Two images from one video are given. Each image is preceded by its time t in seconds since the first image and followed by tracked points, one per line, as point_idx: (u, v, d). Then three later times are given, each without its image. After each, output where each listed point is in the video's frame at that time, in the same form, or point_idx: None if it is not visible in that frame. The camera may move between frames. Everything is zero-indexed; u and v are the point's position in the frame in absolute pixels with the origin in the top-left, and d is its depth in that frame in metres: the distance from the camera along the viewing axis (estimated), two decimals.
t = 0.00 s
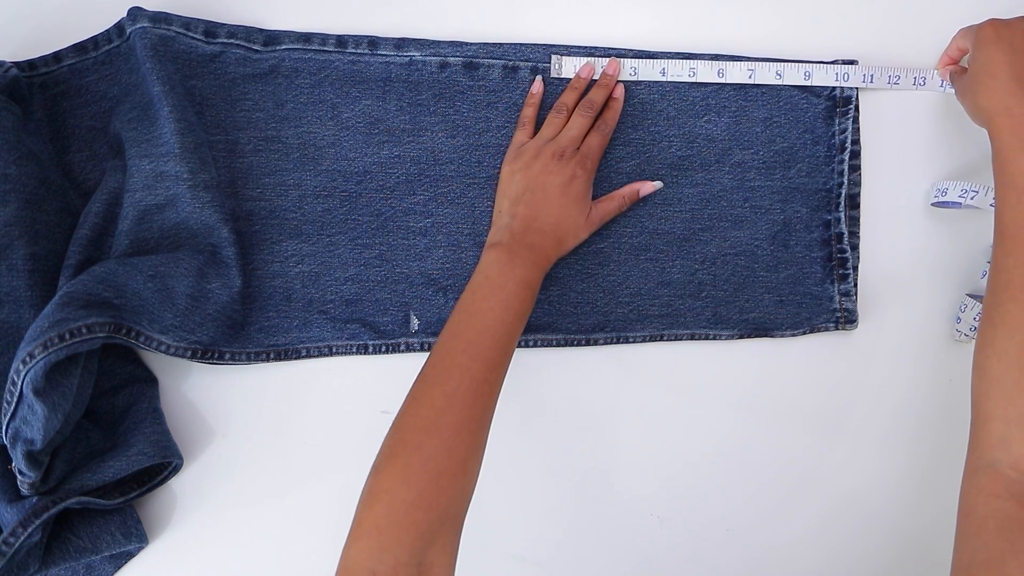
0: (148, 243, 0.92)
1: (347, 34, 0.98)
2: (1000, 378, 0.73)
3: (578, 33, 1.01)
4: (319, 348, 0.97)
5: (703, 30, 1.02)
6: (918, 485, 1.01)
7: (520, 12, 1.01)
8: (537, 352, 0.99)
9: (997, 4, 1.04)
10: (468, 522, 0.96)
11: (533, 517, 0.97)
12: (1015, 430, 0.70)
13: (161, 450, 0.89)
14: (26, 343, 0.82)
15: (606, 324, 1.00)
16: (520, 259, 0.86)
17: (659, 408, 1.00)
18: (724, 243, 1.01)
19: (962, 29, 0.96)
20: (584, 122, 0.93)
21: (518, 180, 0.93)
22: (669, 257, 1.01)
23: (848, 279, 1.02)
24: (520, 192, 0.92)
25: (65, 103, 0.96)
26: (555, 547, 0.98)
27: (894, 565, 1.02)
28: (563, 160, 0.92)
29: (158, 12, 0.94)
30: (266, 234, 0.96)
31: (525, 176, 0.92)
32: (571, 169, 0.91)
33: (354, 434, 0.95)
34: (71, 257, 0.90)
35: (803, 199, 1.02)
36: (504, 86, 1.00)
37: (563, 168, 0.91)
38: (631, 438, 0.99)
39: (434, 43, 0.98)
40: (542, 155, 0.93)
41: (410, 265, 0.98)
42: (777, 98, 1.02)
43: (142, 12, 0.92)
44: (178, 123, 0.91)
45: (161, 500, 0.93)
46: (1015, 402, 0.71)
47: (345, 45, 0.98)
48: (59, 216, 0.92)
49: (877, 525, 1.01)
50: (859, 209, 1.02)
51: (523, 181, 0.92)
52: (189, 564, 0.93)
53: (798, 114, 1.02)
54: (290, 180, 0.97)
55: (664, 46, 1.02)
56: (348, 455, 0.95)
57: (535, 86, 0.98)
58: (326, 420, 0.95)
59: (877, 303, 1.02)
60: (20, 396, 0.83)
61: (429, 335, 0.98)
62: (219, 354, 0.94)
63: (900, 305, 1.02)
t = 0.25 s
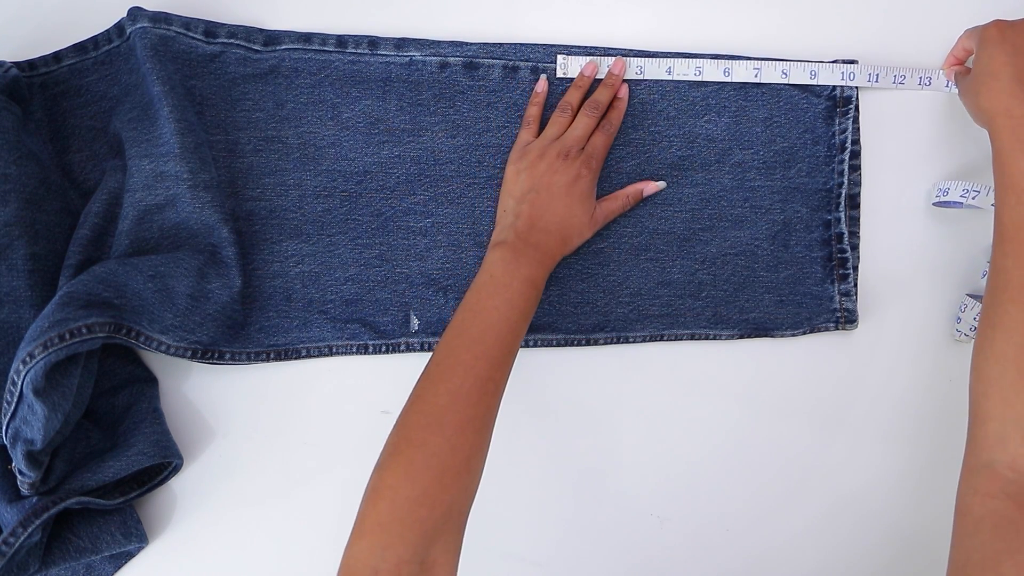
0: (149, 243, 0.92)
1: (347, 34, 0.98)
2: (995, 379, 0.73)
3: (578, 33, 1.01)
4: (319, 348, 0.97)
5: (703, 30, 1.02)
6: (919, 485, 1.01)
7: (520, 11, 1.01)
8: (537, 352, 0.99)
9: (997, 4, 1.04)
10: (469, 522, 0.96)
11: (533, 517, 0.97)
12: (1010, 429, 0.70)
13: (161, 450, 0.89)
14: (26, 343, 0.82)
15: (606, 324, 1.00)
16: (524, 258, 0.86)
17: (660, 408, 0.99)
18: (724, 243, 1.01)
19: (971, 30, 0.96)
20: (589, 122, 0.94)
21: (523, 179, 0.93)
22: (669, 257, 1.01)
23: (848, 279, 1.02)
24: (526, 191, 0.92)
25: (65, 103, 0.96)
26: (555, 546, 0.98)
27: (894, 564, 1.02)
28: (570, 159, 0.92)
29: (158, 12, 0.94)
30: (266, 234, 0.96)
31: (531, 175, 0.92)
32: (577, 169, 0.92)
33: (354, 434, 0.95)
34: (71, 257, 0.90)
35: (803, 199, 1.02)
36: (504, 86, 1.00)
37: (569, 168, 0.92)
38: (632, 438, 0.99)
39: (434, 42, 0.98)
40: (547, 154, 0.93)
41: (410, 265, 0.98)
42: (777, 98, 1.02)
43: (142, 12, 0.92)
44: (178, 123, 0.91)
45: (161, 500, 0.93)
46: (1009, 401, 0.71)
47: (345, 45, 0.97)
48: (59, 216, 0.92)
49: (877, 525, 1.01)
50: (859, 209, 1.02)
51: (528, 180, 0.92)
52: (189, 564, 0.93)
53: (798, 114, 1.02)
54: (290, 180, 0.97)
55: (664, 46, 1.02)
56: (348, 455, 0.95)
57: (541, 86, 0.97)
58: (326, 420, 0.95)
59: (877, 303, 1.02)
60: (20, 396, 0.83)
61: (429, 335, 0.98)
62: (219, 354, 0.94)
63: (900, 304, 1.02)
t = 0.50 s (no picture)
0: (149, 243, 0.92)
1: (348, 34, 0.98)
2: (998, 380, 0.73)
3: (578, 33, 1.01)
4: (319, 348, 0.97)
5: (703, 30, 1.02)
6: (919, 486, 1.01)
7: (520, 11, 1.01)
8: (536, 352, 0.99)
9: (997, 4, 1.04)
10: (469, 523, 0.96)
11: (533, 517, 0.97)
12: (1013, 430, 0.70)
13: (161, 450, 0.89)
14: (26, 343, 0.82)
15: (606, 324, 1.00)
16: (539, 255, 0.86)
17: (659, 408, 0.99)
18: (724, 242, 1.01)
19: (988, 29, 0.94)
20: (607, 122, 0.94)
21: (540, 176, 0.93)
22: (669, 258, 1.01)
23: (848, 279, 1.02)
24: (542, 188, 0.92)
25: (65, 103, 0.96)
26: (555, 547, 0.98)
27: (894, 564, 1.01)
28: (586, 158, 0.92)
29: (158, 12, 0.94)
30: (266, 234, 0.96)
31: (547, 172, 0.92)
32: (593, 168, 0.92)
33: (354, 434, 0.95)
34: (72, 257, 0.90)
35: (803, 199, 1.02)
36: (504, 86, 1.00)
37: (586, 166, 0.92)
38: (632, 438, 0.99)
39: (434, 42, 0.98)
40: (564, 152, 0.93)
41: (410, 265, 0.98)
42: (777, 98, 1.02)
43: (142, 12, 0.92)
44: (178, 123, 0.91)
45: (161, 500, 0.93)
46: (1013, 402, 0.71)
47: (345, 45, 0.97)
48: (59, 216, 0.92)
49: (877, 525, 1.01)
50: (859, 209, 1.02)
51: (543, 178, 0.92)
52: (188, 564, 0.93)
53: (798, 114, 1.02)
54: (290, 180, 0.97)
55: (664, 46, 1.02)
56: (348, 456, 0.95)
57: (558, 83, 0.97)
58: (326, 420, 0.95)
59: (876, 303, 1.02)
60: (20, 396, 0.83)
61: (429, 335, 0.98)
62: (219, 354, 0.94)
63: (900, 304, 1.02)
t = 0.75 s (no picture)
0: (149, 243, 0.92)
1: (348, 34, 0.98)
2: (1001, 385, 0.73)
3: (578, 33, 1.01)
4: (319, 348, 0.97)
5: (703, 30, 1.02)
6: (919, 486, 1.01)
7: (520, 11, 1.01)
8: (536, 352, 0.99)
9: (996, 4, 1.04)
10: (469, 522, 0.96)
11: (533, 517, 0.97)
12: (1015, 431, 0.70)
13: (161, 450, 0.89)
14: (26, 343, 0.82)
15: (606, 324, 1.00)
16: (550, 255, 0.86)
17: (659, 408, 0.99)
18: (724, 242, 1.01)
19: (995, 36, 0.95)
20: (619, 120, 0.94)
21: (551, 175, 0.93)
22: (669, 258, 1.01)
23: (848, 279, 1.02)
24: (554, 186, 0.92)
25: (65, 102, 0.96)
26: (555, 546, 0.98)
27: (894, 564, 1.02)
28: (598, 156, 0.92)
29: (158, 12, 0.94)
30: (266, 234, 0.96)
31: (559, 172, 0.93)
32: (605, 166, 0.92)
33: (354, 434, 0.95)
34: (72, 257, 0.90)
35: (803, 199, 1.02)
36: (504, 86, 1.00)
37: (598, 165, 0.92)
38: (632, 438, 0.99)
39: (434, 42, 0.98)
40: (576, 151, 0.93)
41: (410, 265, 0.98)
42: (777, 97, 1.02)
43: (142, 12, 0.92)
44: (178, 123, 0.91)
45: (160, 500, 0.93)
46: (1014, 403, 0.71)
47: (345, 45, 0.97)
48: (59, 216, 0.92)
49: (878, 525, 1.01)
50: (859, 209, 1.02)
51: (555, 176, 0.93)
52: (188, 564, 0.93)
53: (798, 114, 1.02)
54: (290, 180, 0.97)
55: (664, 46, 1.02)
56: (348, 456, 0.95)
57: (566, 82, 0.97)
58: (326, 420, 0.95)
59: (876, 303, 1.02)
60: (20, 396, 0.83)
61: (429, 335, 0.98)
62: (220, 354, 0.94)
63: (899, 304, 1.02)
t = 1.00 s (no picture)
0: (149, 243, 0.92)
1: (348, 34, 0.98)
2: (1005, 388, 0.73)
3: (578, 33, 1.02)
4: (319, 348, 0.97)
5: (703, 30, 1.02)
6: (919, 487, 1.01)
7: (520, 11, 1.01)
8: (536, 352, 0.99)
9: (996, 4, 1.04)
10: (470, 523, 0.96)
11: (533, 517, 0.97)
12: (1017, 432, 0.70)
13: (161, 450, 0.89)
14: (26, 343, 0.82)
15: (606, 324, 1.00)
16: (554, 255, 0.86)
17: (659, 408, 0.99)
18: (725, 242, 1.01)
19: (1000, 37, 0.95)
20: (624, 121, 0.94)
21: (556, 175, 0.93)
22: (669, 257, 1.01)
23: (848, 279, 1.02)
24: (558, 186, 0.92)
25: (65, 102, 0.96)
26: (555, 547, 0.98)
27: (894, 565, 1.01)
28: (602, 156, 0.92)
29: (158, 12, 0.94)
30: (266, 234, 0.96)
31: (563, 172, 0.93)
32: (610, 166, 0.92)
33: (354, 434, 0.95)
34: (71, 257, 0.90)
35: (803, 199, 1.02)
36: (504, 86, 1.00)
37: (602, 165, 0.92)
38: (632, 438, 0.99)
39: (434, 42, 0.98)
40: (581, 150, 0.93)
41: (410, 265, 0.98)
42: (777, 97, 1.02)
43: (142, 12, 0.92)
44: (178, 123, 0.91)
45: (160, 500, 0.93)
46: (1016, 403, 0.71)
47: (345, 45, 0.97)
48: (59, 216, 0.92)
49: (877, 526, 1.01)
50: (859, 209, 1.02)
51: (560, 176, 0.93)
52: (188, 564, 0.93)
53: (798, 114, 1.02)
54: (290, 179, 0.97)
55: (664, 45, 1.02)
56: (349, 455, 0.95)
57: (571, 82, 0.97)
58: (326, 420, 0.95)
59: (876, 303, 1.02)
60: (20, 396, 0.83)
61: (429, 335, 0.98)
62: (219, 354, 0.94)
63: (899, 304, 1.02)
